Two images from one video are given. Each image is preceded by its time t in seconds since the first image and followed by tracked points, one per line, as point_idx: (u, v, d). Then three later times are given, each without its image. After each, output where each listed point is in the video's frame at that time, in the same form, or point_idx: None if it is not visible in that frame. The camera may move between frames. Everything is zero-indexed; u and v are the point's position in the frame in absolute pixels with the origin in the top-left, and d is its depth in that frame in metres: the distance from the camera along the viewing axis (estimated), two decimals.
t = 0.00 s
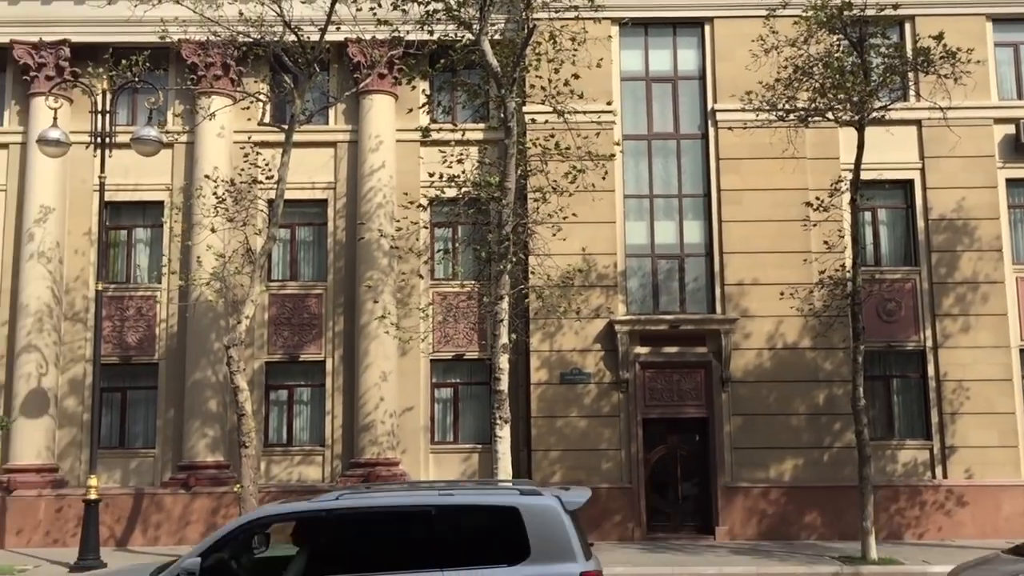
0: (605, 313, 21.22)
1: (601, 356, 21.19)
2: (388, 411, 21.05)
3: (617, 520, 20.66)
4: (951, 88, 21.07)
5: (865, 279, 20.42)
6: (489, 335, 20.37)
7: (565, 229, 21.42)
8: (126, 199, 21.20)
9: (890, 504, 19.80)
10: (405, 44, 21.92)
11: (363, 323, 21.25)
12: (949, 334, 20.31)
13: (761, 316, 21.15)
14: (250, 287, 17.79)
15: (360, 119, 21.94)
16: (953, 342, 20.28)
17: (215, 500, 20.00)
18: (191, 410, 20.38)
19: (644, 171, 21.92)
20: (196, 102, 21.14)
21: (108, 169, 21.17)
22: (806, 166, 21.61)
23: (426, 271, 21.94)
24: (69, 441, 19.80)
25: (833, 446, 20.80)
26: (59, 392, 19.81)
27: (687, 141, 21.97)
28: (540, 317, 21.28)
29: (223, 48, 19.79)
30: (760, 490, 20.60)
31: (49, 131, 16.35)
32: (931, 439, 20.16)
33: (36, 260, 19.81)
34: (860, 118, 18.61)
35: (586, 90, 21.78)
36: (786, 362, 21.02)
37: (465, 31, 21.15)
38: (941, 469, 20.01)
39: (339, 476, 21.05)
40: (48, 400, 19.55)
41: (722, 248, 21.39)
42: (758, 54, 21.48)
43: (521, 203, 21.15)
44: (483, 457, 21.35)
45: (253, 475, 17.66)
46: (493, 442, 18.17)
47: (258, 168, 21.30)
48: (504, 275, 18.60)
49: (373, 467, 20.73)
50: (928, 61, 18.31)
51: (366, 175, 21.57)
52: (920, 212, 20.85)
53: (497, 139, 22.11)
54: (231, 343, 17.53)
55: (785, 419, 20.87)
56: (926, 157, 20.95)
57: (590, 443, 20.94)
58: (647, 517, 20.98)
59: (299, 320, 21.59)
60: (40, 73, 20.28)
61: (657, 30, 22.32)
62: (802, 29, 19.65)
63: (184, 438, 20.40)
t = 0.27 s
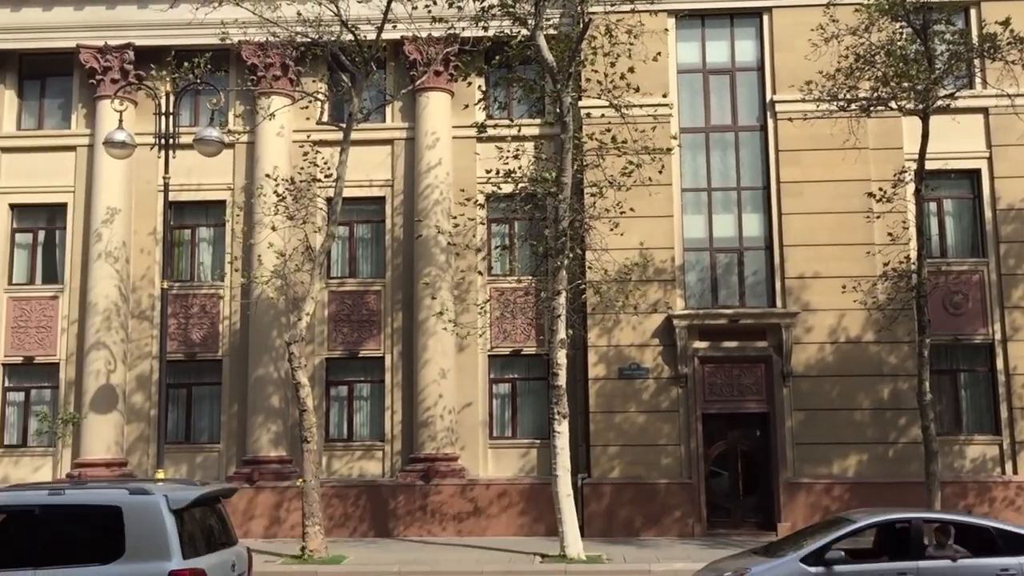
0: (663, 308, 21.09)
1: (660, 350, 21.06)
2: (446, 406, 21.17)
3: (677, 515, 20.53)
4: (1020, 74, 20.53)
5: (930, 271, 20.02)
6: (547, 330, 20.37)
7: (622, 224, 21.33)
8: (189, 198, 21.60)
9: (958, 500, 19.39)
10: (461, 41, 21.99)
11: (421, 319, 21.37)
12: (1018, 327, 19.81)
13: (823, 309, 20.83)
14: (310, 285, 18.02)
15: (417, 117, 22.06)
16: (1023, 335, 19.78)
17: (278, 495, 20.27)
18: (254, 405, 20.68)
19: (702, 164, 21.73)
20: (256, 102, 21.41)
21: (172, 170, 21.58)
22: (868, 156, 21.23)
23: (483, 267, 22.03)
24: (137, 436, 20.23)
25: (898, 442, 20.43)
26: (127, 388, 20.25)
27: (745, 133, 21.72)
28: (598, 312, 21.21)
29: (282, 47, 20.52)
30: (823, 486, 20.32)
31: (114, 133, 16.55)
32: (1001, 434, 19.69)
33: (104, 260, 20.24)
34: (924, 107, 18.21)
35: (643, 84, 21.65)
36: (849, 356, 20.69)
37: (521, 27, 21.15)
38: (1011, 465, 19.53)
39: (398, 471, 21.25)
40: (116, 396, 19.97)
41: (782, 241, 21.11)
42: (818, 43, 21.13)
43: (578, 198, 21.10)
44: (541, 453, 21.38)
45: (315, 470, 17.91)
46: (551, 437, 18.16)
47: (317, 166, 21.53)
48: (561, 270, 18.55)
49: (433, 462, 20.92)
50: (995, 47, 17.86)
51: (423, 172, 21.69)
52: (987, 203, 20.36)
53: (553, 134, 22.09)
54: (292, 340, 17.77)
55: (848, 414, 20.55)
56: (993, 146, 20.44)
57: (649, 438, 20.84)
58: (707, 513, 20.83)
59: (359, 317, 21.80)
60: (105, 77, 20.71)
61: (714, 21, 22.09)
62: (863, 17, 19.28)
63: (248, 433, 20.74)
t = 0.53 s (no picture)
0: (727, 301, 20.86)
1: (723, 344, 20.84)
2: (509, 401, 21.21)
3: (743, 510, 20.30)
4: None
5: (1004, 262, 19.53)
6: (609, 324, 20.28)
7: (684, 217, 21.16)
8: (255, 196, 21.96)
9: None
10: (521, 36, 21.99)
11: (483, 314, 21.41)
12: None
13: (892, 301, 20.44)
14: (373, 281, 18.18)
15: (477, 112, 22.12)
16: None
17: (344, 488, 20.50)
18: (319, 400, 20.98)
19: (765, 155, 21.47)
20: (319, 101, 21.63)
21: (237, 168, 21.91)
22: (938, 144, 20.77)
23: (544, 262, 22.03)
24: (207, 430, 20.60)
25: (970, 437, 19.97)
26: (197, 383, 20.61)
27: (810, 123, 21.40)
28: (660, 306, 21.06)
29: (344, 46, 20.73)
30: (893, 482, 19.94)
31: (183, 134, 16.93)
32: None
33: (173, 258, 20.57)
34: (996, 93, 17.65)
35: (704, 75, 21.44)
36: (919, 349, 20.27)
37: (581, 20, 21.08)
38: None
39: (462, 465, 21.36)
40: (186, 391, 20.36)
41: (849, 233, 20.76)
42: (885, 30, 20.68)
43: (639, 192, 20.99)
44: (604, 447, 21.36)
45: (380, 464, 18.06)
46: (615, 432, 18.03)
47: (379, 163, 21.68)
48: (623, 264, 18.38)
49: (496, 456, 20.97)
50: None
51: (484, 168, 21.73)
52: None
53: (614, 127, 22.00)
54: (357, 336, 17.96)
55: (918, 408, 20.14)
56: None
57: (713, 433, 20.66)
58: (773, 508, 20.57)
59: (421, 312, 21.96)
60: (173, 78, 20.89)
61: (777, 11, 21.80)
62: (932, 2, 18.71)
63: (313, 427, 21.03)
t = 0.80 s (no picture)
0: (795, 293, 20.52)
1: (792, 337, 20.51)
2: (574, 395, 21.15)
3: (813, 505, 19.98)
4: None
5: None
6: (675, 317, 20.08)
7: (751, 208, 20.86)
8: (321, 192, 22.25)
9: None
10: (583, 27, 21.90)
11: (548, 307, 21.33)
12: None
13: (967, 292, 19.90)
14: (437, 275, 18.27)
15: (540, 105, 22.08)
16: None
17: (411, 481, 20.69)
18: (386, 393, 21.19)
19: (834, 144, 21.07)
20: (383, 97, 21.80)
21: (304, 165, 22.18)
22: (1015, 130, 20.16)
23: (609, 255, 21.93)
24: (277, 423, 20.95)
25: None
26: (266, 377, 20.95)
27: (880, 110, 20.96)
28: (727, 298, 20.80)
29: (407, 42, 20.85)
30: (969, 477, 19.44)
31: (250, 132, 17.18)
32: None
33: (242, 255, 20.90)
34: None
35: (770, 63, 21.10)
36: (996, 341, 19.71)
37: (644, 11, 20.91)
38: None
39: (528, 459, 21.37)
40: (256, 385, 20.69)
41: (922, 222, 20.26)
42: (959, 13, 20.14)
43: (705, 183, 20.76)
44: (671, 441, 21.24)
45: (446, 458, 18.19)
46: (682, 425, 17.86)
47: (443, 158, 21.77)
48: (689, 256, 18.16)
49: (562, 450, 20.94)
50: None
51: (547, 161, 21.68)
52: None
53: (679, 118, 21.80)
54: (422, 330, 18.09)
55: (996, 401, 19.60)
56: None
57: (782, 427, 20.35)
58: (845, 504, 20.20)
59: (486, 306, 22.03)
60: (241, 78, 21.24)
61: None
62: None
63: (380, 420, 21.25)
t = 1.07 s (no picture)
0: (866, 283, 20.08)
1: (863, 327, 20.07)
2: (639, 387, 21.00)
3: (887, 499, 19.56)
4: None
5: None
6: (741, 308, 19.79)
7: (819, 196, 20.45)
8: (385, 187, 22.43)
9: None
10: (645, 17, 21.70)
11: (612, 299, 21.23)
12: None
13: None
14: (501, 269, 18.29)
15: (602, 96, 21.94)
16: None
17: (477, 473, 20.79)
18: (451, 386, 21.32)
19: (906, 130, 20.56)
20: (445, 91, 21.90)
21: (369, 161, 22.40)
22: None
23: (673, 246, 21.71)
24: (345, 416, 21.24)
25: None
26: (334, 370, 21.24)
27: (954, 94, 20.37)
28: (795, 288, 20.43)
29: (469, 36, 20.86)
30: None
31: (316, 129, 17.39)
32: None
33: (309, 250, 21.20)
34: None
35: (838, 48, 20.64)
36: None
37: None
38: None
39: (593, 451, 21.31)
40: (324, 378, 20.99)
41: (999, 208, 19.63)
42: None
43: (771, 172, 20.42)
44: (739, 434, 20.99)
45: (512, 450, 18.24)
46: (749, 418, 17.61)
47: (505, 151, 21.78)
48: (755, 247, 17.87)
49: (628, 442, 20.83)
50: None
51: (610, 152, 21.54)
52: None
53: (744, 106, 21.47)
54: (486, 323, 18.16)
55: None
56: None
57: (854, 419, 19.95)
58: (919, 497, 19.73)
59: (550, 298, 22.00)
60: (306, 75, 21.51)
61: None
62: None
63: (446, 413, 21.40)
